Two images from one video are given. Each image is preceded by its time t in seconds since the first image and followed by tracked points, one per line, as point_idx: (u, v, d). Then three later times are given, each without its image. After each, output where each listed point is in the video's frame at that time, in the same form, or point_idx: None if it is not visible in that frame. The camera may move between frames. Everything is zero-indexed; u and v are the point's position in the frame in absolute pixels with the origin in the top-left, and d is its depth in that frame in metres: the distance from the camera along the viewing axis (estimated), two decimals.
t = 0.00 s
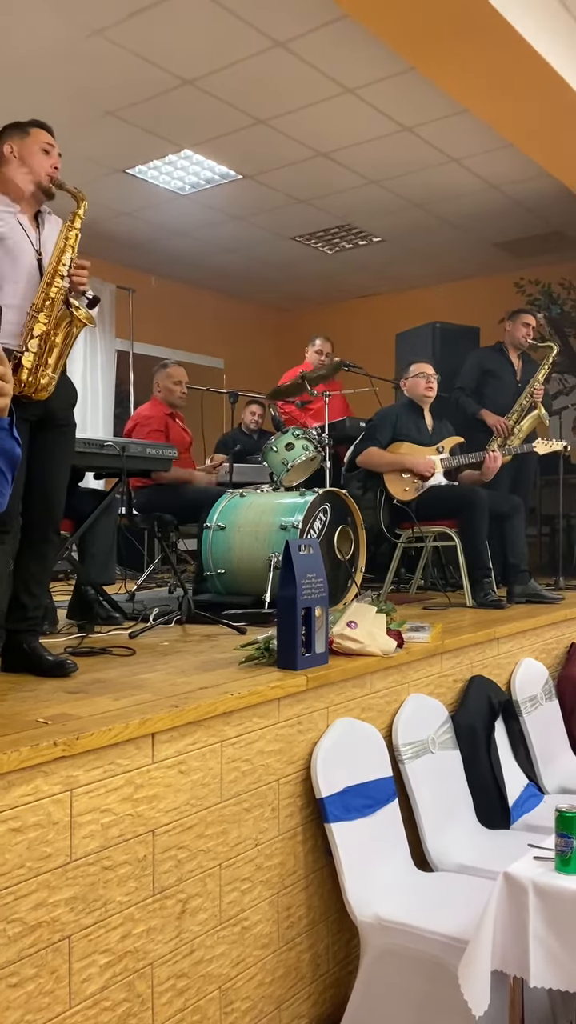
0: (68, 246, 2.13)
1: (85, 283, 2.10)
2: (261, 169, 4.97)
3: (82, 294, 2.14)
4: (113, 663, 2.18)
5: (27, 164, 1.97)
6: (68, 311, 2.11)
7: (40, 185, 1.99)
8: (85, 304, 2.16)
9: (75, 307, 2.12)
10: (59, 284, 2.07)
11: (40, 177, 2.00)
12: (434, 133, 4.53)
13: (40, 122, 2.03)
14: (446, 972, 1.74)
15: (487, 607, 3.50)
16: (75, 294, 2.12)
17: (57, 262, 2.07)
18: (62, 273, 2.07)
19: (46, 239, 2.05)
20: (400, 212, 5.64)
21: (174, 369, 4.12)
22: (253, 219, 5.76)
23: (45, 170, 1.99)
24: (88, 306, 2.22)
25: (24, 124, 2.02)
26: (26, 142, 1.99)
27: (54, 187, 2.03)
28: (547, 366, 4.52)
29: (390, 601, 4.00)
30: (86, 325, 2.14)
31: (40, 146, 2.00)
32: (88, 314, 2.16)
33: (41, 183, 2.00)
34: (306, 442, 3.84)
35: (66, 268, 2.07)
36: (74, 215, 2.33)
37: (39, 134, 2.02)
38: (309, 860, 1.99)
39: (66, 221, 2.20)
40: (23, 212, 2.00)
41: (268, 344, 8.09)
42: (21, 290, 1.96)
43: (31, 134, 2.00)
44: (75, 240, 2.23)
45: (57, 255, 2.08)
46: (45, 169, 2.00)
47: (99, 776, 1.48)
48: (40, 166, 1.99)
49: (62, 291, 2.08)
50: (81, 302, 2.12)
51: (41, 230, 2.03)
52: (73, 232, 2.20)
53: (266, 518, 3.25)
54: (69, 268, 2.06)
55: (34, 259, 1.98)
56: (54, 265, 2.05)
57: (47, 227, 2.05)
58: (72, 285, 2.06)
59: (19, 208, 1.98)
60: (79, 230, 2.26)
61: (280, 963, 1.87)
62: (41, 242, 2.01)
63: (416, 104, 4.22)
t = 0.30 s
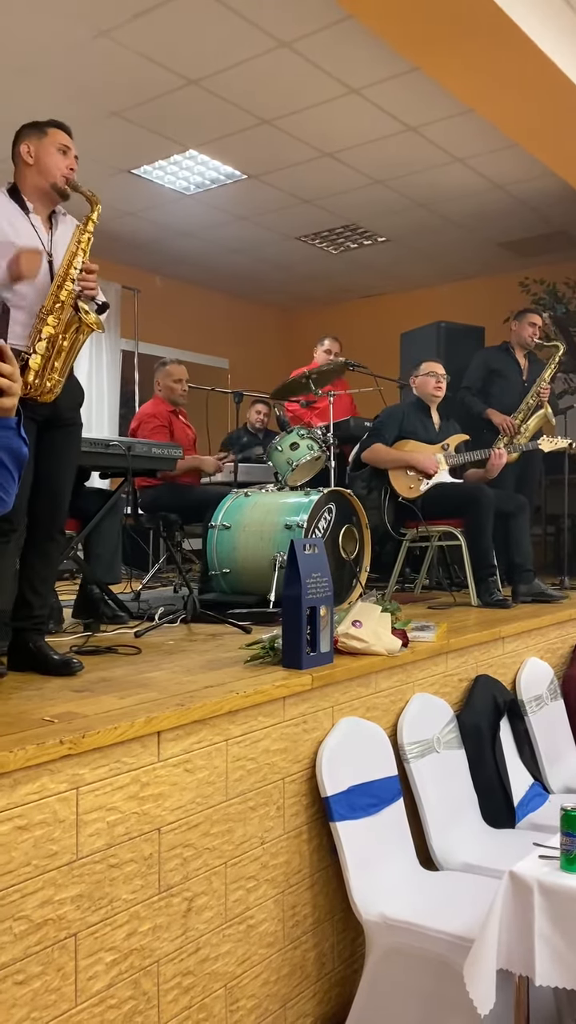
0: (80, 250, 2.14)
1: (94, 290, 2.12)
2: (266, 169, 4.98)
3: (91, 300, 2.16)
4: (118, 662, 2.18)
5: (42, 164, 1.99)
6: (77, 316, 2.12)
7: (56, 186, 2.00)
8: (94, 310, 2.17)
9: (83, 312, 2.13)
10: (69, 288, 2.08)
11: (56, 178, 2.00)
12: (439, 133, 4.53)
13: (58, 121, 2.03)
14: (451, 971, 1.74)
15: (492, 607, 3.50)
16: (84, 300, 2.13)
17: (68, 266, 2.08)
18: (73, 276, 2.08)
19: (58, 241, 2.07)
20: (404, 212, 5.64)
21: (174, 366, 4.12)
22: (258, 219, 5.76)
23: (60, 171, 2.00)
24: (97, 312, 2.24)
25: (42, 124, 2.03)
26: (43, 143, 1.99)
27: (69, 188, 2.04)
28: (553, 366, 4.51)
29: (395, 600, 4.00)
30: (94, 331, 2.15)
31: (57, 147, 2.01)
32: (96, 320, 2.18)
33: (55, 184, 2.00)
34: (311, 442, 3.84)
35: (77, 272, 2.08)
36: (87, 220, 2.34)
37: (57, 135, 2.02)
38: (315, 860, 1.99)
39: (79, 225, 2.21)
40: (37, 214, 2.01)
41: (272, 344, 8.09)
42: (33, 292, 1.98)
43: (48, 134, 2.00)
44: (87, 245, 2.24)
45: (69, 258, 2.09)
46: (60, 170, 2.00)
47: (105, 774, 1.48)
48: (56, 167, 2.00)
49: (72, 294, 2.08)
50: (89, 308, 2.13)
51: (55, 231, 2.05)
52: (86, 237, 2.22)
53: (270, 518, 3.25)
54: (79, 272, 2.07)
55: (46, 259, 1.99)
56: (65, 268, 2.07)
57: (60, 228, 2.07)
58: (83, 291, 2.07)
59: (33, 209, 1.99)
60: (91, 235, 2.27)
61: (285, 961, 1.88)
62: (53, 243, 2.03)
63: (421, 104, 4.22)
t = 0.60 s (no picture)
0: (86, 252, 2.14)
1: (100, 292, 2.14)
2: (274, 170, 4.98)
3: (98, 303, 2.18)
4: (127, 662, 2.19)
5: (43, 164, 1.99)
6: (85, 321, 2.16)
7: (57, 186, 2.00)
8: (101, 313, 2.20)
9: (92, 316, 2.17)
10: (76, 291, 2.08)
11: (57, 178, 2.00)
12: (448, 133, 4.52)
13: (58, 120, 2.03)
14: (461, 972, 1.73)
15: (501, 607, 3.49)
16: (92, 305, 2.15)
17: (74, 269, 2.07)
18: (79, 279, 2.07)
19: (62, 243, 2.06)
20: (413, 212, 5.64)
21: (179, 368, 4.12)
22: (266, 219, 5.77)
23: (62, 171, 2.00)
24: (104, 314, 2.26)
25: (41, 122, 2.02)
26: (43, 142, 1.99)
27: (71, 187, 2.03)
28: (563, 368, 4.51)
29: (403, 601, 3.99)
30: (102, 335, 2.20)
31: (58, 145, 2.01)
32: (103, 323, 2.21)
33: (57, 184, 2.00)
34: (319, 443, 3.83)
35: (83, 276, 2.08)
36: (91, 221, 2.34)
37: (57, 133, 2.02)
38: (323, 860, 1.99)
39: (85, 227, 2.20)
40: (38, 214, 2.02)
41: (280, 344, 8.09)
42: (37, 298, 1.98)
43: (49, 133, 2.00)
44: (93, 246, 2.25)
45: (75, 262, 2.07)
46: (62, 170, 2.00)
47: (114, 774, 1.49)
48: (57, 167, 2.00)
49: (79, 299, 2.09)
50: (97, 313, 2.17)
51: (57, 231, 2.05)
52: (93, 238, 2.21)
53: (278, 518, 3.25)
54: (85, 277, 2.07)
55: (49, 261, 1.99)
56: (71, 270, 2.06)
57: (62, 228, 2.07)
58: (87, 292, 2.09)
59: (35, 209, 2.00)
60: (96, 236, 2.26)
61: (294, 962, 1.88)
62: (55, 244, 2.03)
63: (429, 103, 4.21)
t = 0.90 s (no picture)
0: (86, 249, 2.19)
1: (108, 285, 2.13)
2: (283, 170, 4.98)
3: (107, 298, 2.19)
4: (137, 662, 2.19)
5: (29, 159, 1.99)
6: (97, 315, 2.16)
7: (46, 179, 2.01)
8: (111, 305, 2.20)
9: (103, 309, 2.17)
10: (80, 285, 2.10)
11: (45, 172, 2.01)
12: (457, 133, 4.51)
13: (39, 113, 2.04)
14: (471, 973, 1.73)
15: (511, 608, 3.48)
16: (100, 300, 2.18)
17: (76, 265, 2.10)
18: (82, 272, 2.09)
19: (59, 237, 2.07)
20: (422, 213, 5.63)
21: (186, 368, 4.13)
22: (276, 220, 5.76)
23: (49, 165, 2.01)
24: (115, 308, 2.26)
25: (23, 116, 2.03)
26: (27, 137, 2.00)
27: (59, 180, 2.04)
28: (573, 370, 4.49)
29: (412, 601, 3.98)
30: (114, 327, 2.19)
31: (42, 139, 2.01)
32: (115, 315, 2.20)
33: (45, 178, 2.01)
34: (328, 443, 3.84)
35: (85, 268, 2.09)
36: (89, 213, 2.35)
37: (40, 126, 2.02)
38: (333, 861, 1.99)
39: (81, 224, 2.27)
40: (30, 211, 2.03)
41: (288, 345, 8.10)
42: (42, 294, 2.00)
43: (31, 126, 2.00)
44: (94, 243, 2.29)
45: (75, 258, 2.12)
46: (48, 164, 2.01)
47: (124, 773, 1.49)
48: (43, 161, 2.01)
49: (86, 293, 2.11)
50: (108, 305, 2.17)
51: (52, 225, 2.06)
52: (91, 237, 2.27)
53: (288, 518, 3.25)
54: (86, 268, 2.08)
55: (49, 257, 2.01)
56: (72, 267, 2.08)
57: (55, 222, 2.08)
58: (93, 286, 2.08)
59: (26, 208, 2.01)
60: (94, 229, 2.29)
61: (303, 962, 1.88)
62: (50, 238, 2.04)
63: (438, 103, 4.20)
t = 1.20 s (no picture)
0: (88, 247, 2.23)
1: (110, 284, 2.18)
2: (291, 172, 4.98)
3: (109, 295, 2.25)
4: (145, 664, 2.19)
5: (25, 160, 2.00)
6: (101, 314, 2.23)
7: (43, 180, 2.02)
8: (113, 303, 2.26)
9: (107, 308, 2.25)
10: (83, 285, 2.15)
11: (43, 173, 2.02)
12: (466, 134, 4.50)
13: (34, 112, 2.04)
14: (480, 978, 1.72)
15: (520, 611, 3.48)
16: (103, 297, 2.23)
17: (77, 264, 2.13)
18: (84, 272, 2.13)
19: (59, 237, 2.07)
20: (431, 214, 5.62)
21: (197, 370, 4.14)
22: (284, 221, 5.77)
23: (46, 165, 2.02)
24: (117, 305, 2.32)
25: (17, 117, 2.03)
26: (23, 137, 2.00)
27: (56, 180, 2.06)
28: None
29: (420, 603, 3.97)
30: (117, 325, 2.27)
31: (38, 139, 2.02)
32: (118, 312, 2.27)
33: (42, 178, 2.02)
34: (335, 446, 3.84)
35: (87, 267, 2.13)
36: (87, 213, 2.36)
37: (36, 126, 2.02)
38: (341, 864, 1.98)
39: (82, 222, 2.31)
40: (29, 212, 2.04)
41: (296, 346, 8.10)
42: (43, 295, 2.00)
43: (27, 126, 2.00)
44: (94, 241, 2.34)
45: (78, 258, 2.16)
46: (46, 164, 2.02)
47: (132, 775, 1.49)
48: (40, 162, 2.01)
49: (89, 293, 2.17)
50: (111, 304, 2.24)
51: (50, 226, 2.06)
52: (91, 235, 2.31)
53: (295, 520, 3.25)
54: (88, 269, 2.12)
55: (48, 257, 2.01)
56: (74, 267, 2.10)
57: (54, 221, 2.08)
58: (95, 285, 2.13)
59: (24, 208, 2.02)
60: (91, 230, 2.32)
61: (310, 965, 1.87)
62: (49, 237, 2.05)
63: (446, 104, 4.19)
